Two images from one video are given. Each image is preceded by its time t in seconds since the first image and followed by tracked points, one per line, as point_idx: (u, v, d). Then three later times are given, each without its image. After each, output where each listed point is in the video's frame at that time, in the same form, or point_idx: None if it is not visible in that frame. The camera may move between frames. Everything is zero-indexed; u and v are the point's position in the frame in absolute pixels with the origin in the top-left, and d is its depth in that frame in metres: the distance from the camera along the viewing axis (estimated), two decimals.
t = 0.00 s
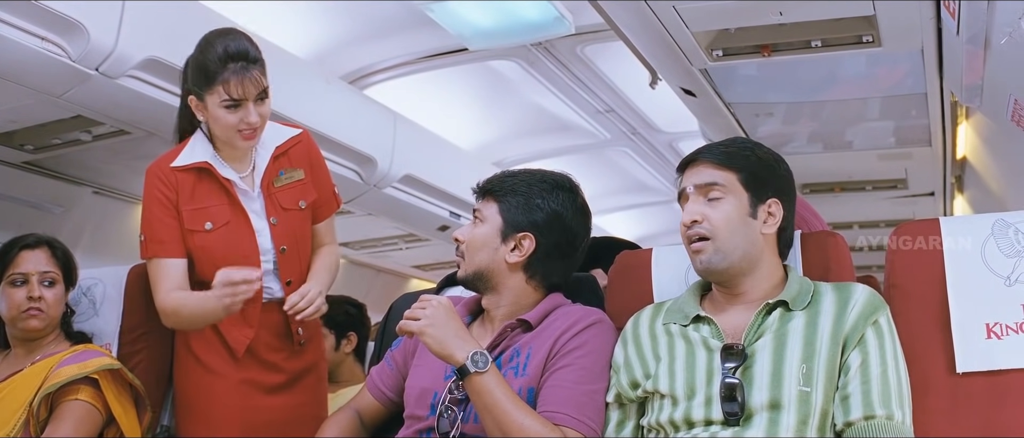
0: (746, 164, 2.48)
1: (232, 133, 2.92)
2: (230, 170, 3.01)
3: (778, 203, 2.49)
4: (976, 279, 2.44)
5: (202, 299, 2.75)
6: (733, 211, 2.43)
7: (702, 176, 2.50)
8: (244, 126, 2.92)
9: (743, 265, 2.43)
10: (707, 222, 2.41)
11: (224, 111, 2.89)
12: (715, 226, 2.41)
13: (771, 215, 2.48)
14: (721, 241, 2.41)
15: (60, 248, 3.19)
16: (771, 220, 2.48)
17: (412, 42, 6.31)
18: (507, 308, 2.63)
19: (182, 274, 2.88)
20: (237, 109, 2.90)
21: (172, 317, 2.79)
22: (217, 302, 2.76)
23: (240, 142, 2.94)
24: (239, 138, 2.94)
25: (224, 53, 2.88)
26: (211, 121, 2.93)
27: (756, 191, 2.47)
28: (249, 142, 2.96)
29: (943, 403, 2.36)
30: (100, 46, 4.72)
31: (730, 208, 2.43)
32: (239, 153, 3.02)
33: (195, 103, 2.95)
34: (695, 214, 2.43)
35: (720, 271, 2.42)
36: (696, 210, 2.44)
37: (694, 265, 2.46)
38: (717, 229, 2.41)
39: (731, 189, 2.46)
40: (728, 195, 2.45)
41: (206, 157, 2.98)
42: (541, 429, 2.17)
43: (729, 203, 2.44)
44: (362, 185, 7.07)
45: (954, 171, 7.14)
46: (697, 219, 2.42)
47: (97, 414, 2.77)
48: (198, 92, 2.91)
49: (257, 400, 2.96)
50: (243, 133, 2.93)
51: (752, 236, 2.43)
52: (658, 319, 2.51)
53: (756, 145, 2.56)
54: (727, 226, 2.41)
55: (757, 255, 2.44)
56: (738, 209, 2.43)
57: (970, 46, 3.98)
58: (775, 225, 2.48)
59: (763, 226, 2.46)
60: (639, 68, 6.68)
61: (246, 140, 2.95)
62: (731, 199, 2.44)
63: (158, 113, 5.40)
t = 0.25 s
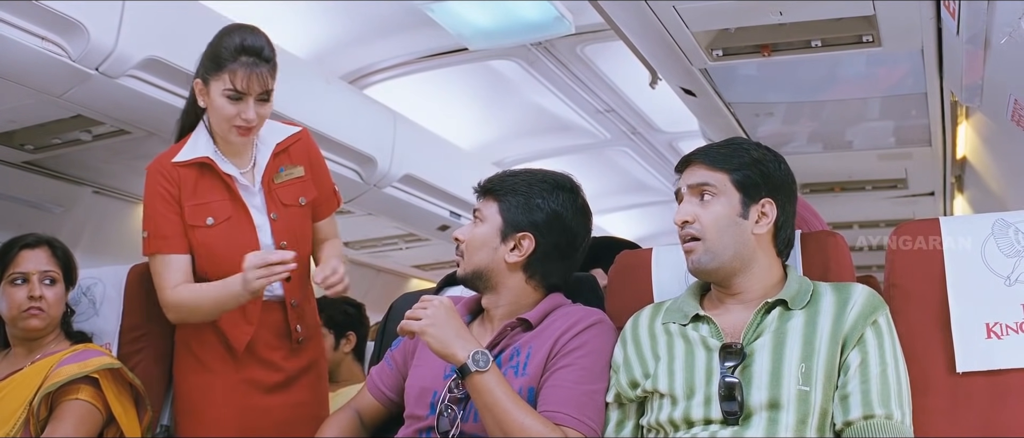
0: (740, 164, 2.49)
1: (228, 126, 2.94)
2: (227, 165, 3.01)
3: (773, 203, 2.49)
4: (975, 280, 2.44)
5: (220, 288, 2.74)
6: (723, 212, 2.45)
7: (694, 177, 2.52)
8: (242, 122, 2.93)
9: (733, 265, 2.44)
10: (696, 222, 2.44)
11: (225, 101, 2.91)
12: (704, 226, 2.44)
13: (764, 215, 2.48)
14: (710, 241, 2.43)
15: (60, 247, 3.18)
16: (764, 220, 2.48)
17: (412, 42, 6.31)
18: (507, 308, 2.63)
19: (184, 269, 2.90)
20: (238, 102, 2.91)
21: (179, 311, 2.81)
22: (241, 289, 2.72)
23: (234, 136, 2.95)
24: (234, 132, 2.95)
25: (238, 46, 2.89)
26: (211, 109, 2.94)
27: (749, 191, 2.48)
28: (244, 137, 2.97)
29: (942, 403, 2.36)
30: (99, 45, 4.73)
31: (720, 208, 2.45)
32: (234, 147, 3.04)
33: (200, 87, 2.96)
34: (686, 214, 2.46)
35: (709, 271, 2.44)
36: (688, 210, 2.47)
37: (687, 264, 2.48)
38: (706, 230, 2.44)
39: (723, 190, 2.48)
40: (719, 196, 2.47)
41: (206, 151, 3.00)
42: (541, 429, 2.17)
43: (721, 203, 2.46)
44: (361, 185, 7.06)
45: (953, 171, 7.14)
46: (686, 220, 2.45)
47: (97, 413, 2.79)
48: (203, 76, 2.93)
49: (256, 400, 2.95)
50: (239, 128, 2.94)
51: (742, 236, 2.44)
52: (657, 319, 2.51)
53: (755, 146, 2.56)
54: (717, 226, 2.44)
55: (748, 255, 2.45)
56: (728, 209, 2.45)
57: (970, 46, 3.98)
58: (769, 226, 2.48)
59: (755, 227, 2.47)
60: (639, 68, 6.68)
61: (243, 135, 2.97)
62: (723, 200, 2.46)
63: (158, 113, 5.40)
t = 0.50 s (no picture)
0: (740, 164, 2.49)
1: (246, 122, 2.94)
2: (239, 161, 3.01)
3: (772, 204, 2.49)
4: (975, 280, 2.44)
5: (224, 272, 2.73)
6: (723, 212, 2.45)
7: (694, 177, 2.53)
8: (259, 117, 2.93)
9: (732, 265, 2.44)
10: (696, 222, 2.44)
11: (242, 98, 2.91)
12: (703, 226, 2.44)
13: (764, 216, 2.48)
14: (709, 241, 2.43)
15: (60, 247, 3.18)
16: (764, 221, 2.48)
17: (412, 42, 6.31)
18: (506, 308, 2.63)
19: (188, 260, 2.87)
20: (255, 99, 2.92)
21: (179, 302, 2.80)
22: (246, 269, 2.74)
23: (252, 132, 2.96)
24: (252, 128, 2.96)
25: (252, 43, 2.90)
26: (226, 107, 2.94)
27: (748, 192, 2.48)
28: (261, 133, 2.98)
29: (942, 402, 2.36)
30: (99, 45, 4.77)
31: (720, 209, 2.45)
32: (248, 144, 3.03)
33: (213, 87, 2.97)
34: (686, 215, 2.46)
35: (708, 271, 2.44)
36: (687, 211, 2.47)
37: (686, 264, 2.48)
38: (706, 230, 2.44)
39: (723, 189, 2.48)
40: (718, 196, 2.47)
41: (215, 145, 2.98)
42: (542, 429, 2.17)
43: (721, 204, 2.46)
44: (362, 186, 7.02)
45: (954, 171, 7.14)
46: (686, 220, 2.45)
47: (97, 413, 2.79)
48: (219, 76, 2.93)
49: (255, 397, 2.93)
50: (256, 124, 2.95)
51: (742, 237, 2.44)
52: (657, 319, 2.51)
53: (755, 145, 2.55)
54: (717, 226, 2.44)
55: (748, 255, 2.45)
56: (728, 209, 2.45)
57: (971, 46, 3.98)
58: (768, 226, 2.48)
59: (754, 227, 2.46)
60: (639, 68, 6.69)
61: (259, 131, 2.97)
62: (723, 200, 2.46)
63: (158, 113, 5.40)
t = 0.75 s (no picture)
0: (740, 164, 2.49)
1: (257, 120, 2.97)
2: (251, 160, 3.02)
3: (771, 204, 2.50)
4: (975, 280, 2.44)
5: (254, 269, 2.78)
6: (723, 213, 2.45)
7: (693, 178, 2.53)
8: (272, 115, 2.97)
9: (732, 265, 2.44)
10: (696, 223, 2.44)
11: (255, 95, 2.95)
12: (703, 227, 2.44)
13: (763, 216, 2.48)
14: (709, 242, 2.43)
15: (61, 247, 3.18)
16: (763, 221, 2.48)
17: (412, 42, 6.30)
18: (506, 308, 2.63)
19: (199, 258, 2.87)
20: (268, 96, 2.96)
21: (193, 296, 2.80)
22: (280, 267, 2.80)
23: (263, 129, 2.98)
24: (263, 126, 2.98)
25: (269, 41, 2.96)
26: (240, 104, 2.98)
27: (748, 192, 2.48)
28: (272, 131, 3.00)
29: (942, 402, 2.37)
30: (100, 44, 4.76)
31: (720, 209, 2.45)
32: (259, 143, 3.05)
33: (227, 83, 3.01)
34: (686, 216, 2.46)
35: (708, 271, 2.45)
36: (687, 211, 2.47)
37: (686, 265, 2.49)
38: (705, 231, 2.44)
39: (722, 190, 2.48)
40: (718, 196, 2.47)
41: (227, 143, 2.99)
42: (542, 429, 2.17)
43: (720, 204, 2.46)
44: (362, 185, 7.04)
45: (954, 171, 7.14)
46: (686, 221, 2.45)
47: (97, 413, 2.79)
48: (234, 73, 2.98)
49: (260, 398, 2.93)
50: (267, 122, 2.98)
51: (742, 237, 2.44)
52: (657, 319, 2.51)
53: (755, 145, 2.55)
54: (716, 227, 2.44)
55: (748, 255, 2.45)
56: (728, 210, 2.45)
57: (971, 46, 3.98)
58: (768, 227, 2.48)
59: (754, 228, 2.47)
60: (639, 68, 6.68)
61: (271, 129, 3.00)
62: (723, 201, 2.46)
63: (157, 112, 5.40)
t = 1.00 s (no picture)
0: (739, 165, 2.49)
1: (273, 119, 2.94)
2: (267, 158, 2.99)
3: (768, 206, 2.47)
4: (975, 280, 2.44)
5: (256, 271, 2.75)
6: (717, 213, 2.45)
7: (690, 178, 2.54)
8: (287, 114, 2.94)
9: (724, 263, 2.45)
10: (688, 223, 2.45)
11: (269, 95, 2.92)
12: (695, 226, 2.45)
13: (758, 218, 2.47)
14: (699, 240, 2.44)
15: (61, 246, 3.18)
16: (758, 223, 2.46)
17: (412, 42, 6.30)
18: (505, 308, 2.63)
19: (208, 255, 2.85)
20: (282, 96, 2.93)
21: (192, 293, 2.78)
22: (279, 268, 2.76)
23: (280, 128, 2.96)
24: (280, 124, 2.96)
25: (281, 41, 2.93)
26: (255, 104, 2.95)
27: (743, 193, 2.47)
28: (289, 129, 2.98)
29: (942, 402, 2.37)
30: (100, 45, 4.80)
31: (713, 209, 2.46)
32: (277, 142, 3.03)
33: (242, 84, 2.99)
34: (681, 215, 2.47)
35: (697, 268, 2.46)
36: (683, 212, 2.48)
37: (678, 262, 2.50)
38: (696, 229, 2.44)
39: (717, 191, 2.48)
40: (713, 197, 2.47)
41: (242, 141, 2.97)
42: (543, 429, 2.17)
43: (715, 204, 2.46)
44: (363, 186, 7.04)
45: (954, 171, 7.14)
46: (680, 221, 2.46)
47: (97, 413, 2.78)
48: (248, 73, 2.95)
49: (265, 398, 2.88)
50: (283, 120, 2.95)
51: (734, 236, 2.44)
52: (657, 319, 2.51)
53: (758, 147, 2.55)
54: (708, 226, 2.44)
55: (740, 254, 2.45)
56: (721, 210, 2.45)
57: (971, 46, 3.99)
58: (763, 228, 2.46)
59: (746, 229, 2.45)
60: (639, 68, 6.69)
61: (287, 127, 2.98)
62: (717, 201, 2.46)
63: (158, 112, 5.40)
